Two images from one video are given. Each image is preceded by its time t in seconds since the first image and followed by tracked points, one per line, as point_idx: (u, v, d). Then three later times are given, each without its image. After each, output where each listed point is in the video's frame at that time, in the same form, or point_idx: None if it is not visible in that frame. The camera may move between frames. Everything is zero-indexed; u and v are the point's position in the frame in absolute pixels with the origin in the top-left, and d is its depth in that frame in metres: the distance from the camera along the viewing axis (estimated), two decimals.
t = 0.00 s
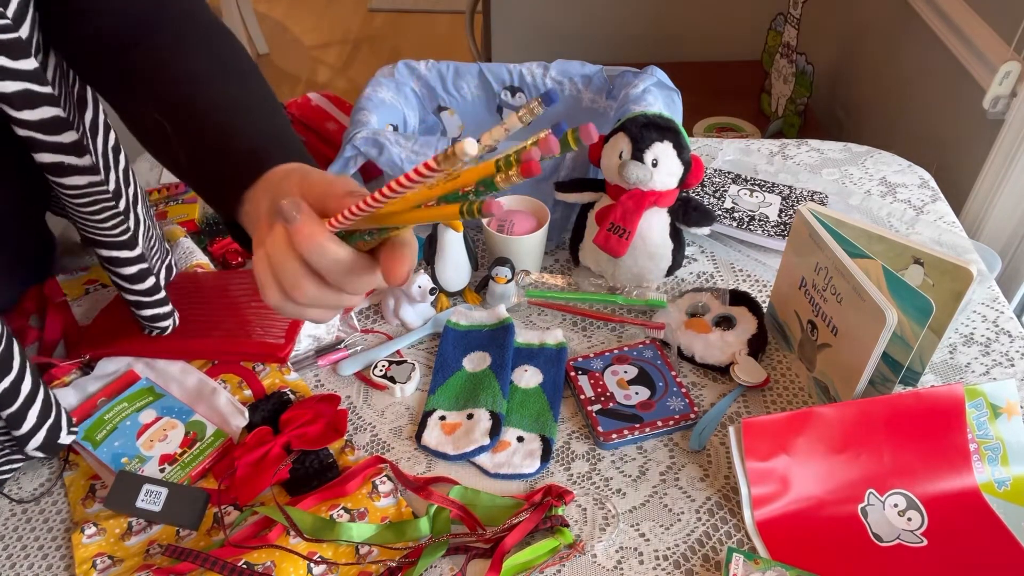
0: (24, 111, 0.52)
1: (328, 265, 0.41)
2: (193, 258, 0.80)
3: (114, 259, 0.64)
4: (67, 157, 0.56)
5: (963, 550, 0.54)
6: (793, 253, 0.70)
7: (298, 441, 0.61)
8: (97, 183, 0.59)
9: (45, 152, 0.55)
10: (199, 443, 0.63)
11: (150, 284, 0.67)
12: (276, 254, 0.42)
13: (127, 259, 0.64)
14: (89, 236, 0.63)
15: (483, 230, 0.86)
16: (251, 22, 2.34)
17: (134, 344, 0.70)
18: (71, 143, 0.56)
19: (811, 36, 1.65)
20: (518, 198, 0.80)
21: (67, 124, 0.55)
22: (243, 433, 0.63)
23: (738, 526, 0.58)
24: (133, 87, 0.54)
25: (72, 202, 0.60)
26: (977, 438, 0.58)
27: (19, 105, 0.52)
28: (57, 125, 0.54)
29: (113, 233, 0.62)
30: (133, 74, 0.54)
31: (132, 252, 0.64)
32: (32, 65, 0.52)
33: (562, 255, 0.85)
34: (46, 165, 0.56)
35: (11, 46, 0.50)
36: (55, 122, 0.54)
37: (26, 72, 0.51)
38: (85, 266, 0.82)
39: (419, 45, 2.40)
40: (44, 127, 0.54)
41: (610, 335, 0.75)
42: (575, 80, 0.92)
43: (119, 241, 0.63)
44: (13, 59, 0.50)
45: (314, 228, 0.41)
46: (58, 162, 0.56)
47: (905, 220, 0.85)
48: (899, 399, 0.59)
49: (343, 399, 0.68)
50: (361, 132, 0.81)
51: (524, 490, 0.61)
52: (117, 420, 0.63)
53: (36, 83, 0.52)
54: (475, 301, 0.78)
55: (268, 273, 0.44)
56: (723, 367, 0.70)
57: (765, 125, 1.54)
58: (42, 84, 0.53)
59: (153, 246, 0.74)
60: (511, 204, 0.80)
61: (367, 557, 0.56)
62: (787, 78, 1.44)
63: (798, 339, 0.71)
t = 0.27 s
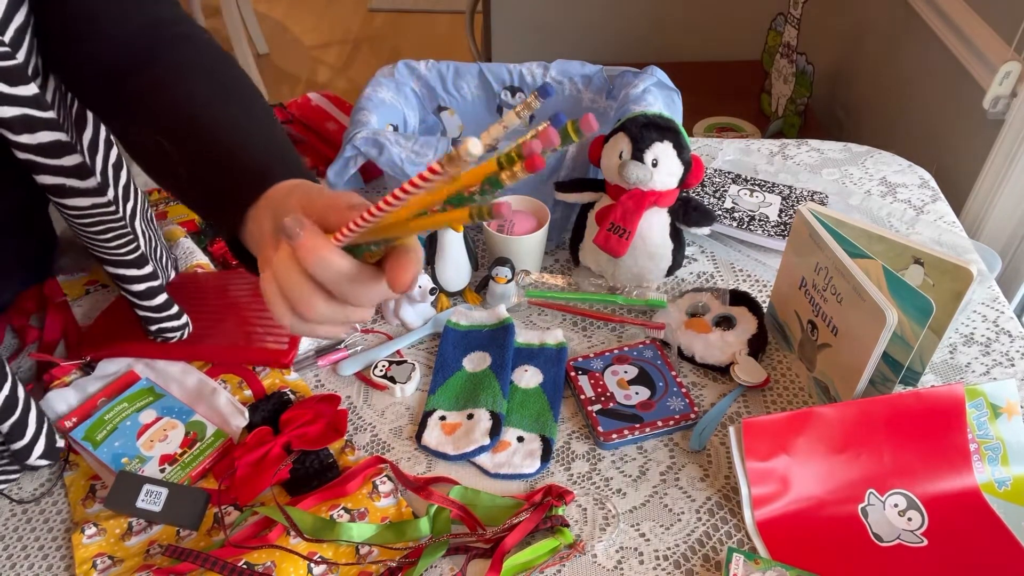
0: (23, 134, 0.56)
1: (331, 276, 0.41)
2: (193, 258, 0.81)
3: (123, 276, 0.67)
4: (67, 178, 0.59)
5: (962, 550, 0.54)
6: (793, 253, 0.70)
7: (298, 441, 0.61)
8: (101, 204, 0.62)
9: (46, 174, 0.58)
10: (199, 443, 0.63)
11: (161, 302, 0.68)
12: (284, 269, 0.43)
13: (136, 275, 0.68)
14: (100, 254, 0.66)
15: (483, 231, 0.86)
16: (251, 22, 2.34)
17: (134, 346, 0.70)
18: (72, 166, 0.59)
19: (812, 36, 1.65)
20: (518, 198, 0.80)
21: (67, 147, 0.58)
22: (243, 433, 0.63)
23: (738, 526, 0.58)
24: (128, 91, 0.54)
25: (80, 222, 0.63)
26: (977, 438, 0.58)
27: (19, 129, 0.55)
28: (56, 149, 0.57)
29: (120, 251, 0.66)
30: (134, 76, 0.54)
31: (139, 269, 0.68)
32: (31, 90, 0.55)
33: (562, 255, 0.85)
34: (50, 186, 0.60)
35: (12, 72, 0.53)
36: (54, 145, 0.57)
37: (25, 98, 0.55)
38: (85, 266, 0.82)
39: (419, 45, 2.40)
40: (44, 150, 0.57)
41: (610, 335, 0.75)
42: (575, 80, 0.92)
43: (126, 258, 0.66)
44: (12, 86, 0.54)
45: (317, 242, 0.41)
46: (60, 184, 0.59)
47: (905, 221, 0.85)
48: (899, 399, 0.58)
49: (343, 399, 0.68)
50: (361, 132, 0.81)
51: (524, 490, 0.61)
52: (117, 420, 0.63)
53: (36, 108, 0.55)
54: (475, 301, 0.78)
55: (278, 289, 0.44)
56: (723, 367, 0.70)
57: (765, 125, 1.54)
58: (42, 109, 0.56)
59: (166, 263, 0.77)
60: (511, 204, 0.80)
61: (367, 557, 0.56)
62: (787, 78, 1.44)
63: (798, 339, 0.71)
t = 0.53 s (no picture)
0: (20, 144, 0.57)
1: (378, 328, 0.41)
2: (193, 258, 0.82)
3: (125, 283, 0.68)
4: (64, 188, 0.61)
5: (963, 550, 0.54)
6: (793, 253, 0.70)
7: (298, 441, 0.61)
8: (98, 212, 0.64)
9: (42, 183, 0.60)
10: (199, 443, 0.63)
11: (162, 307, 0.68)
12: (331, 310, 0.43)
13: (137, 282, 0.68)
14: (102, 263, 0.68)
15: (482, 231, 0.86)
16: (251, 22, 2.34)
17: (134, 347, 0.70)
18: (69, 175, 0.60)
19: (811, 36, 1.65)
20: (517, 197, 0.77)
21: (64, 157, 0.59)
22: (243, 433, 0.63)
23: (738, 526, 0.58)
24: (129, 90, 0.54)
25: (80, 232, 0.65)
26: (977, 437, 0.58)
27: (16, 140, 0.57)
28: (53, 158, 0.59)
29: (119, 258, 0.67)
30: (134, 76, 0.54)
31: (140, 276, 0.68)
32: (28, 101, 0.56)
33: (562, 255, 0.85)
34: (49, 196, 0.61)
35: (8, 84, 0.55)
36: (51, 154, 0.59)
37: (20, 108, 0.56)
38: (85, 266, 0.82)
39: (419, 45, 2.40)
40: (41, 159, 0.59)
41: (610, 335, 0.75)
42: (575, 80, 0.92)
43: (126, 265, 0.67)
44: (9, 97, 0.55)
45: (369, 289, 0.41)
46: (57, 194, 0.61)
47: (905, 221, 0.85)
48: (899, 399, 0.58)
49: (343, 399, 0.68)
50: (361, 132, 0.81)
51: (524, 490, 0.61)
52: (117, 420, 0.63)
53: (31, 118, 0.56)
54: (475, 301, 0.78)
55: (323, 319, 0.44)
56: (723, 367, 0.70)
57: (765, 125, 1.54)
58: (39, 119, 0.57)
59: (170, 270, 0.78)
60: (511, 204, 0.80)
61: (367, 557, 0.56)
62: (787, 78, 1.44)
63: (798, 339, 0.71)
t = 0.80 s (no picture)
0: (20, 148, 0.58)
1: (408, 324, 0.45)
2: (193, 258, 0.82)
3: (125, 286, 0.69)
4: (64, 193, 0.62)
5: (963, 550, 0.54)
6: (793, 253, 0.70)
7: (298, 441, 0.61)
8: (98, 216, 0.65)
9: (43, 187, 0.62)
10: (199, 443, 0.63)
11: (162, 311, 0.68)
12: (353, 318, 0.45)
13: (137, 285, 0.69)
14: (104, 267, 0.69)
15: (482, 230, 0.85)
16: (251, 22, 2.34)
17: (134, 347, 0.70)
18: (69, 179, 0.62)
19: (812, 36, 1.65)
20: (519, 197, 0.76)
21: (64, 161, 0.61)
22: (243, 433, 0.63)
23: (738, 526, 0.58)
24: (129, 90, 0.54)
25: (80, 235, 0.66)
26: (977, 437, 0.58)
27: (17, 144, 0.58)
28: (54, 162, 0.60)
29: (119, 261, 0.68)
30: (134, 78, 0.54)
31: (140, 279, 0.69)
32: (29, 106, 0.56)
33: (562, 255, 0.85)
34: (49, 200, 0.63)
35: (9, 89, 0.55)
36: (51, 159, 0.60)
37: (20, 113, 0.56)
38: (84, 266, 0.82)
39: (419, 45, 2.40)
40: (42, 163, 0.60)
41: (610, 335, 0.75)
42: (575, 80, 0.92)
43: (126, 268, 0.68)
44: (9, 102, 0.55)
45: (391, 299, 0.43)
46: (57, 198, 0.63)
47: (905, 221, 0.85)
48: (899, 398, 0.58)
49: (343, 399, 0.68)
50: (361, 132, 0.80)
51: (524, 490, 0.61)
52: (117, 420, 0.63)
53: (31, 123, 0.57)
54: (475, 301, 0.78)
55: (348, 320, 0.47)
56: (723, 367, 0.70)
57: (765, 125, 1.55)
58: (40, 123, 0.58)
59: (168, 270, 0.78)
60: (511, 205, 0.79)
61: (367, 557, 0.56)
62: (787, 78, 1.44)
63: (798, 339, 0.71)
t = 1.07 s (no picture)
0: (22, 152, 0.58)
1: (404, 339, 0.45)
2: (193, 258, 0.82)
3: (126, 289, 0.69)
4: (65, 196, 0.63)
5: (963, 551, 0.54)
6: (793, 252, 0.70)
7: (298, 441, 0.61)
8: (99, 219, 0.66)
9: (44, 190, 0.62)
10: (199, 443, 0.63)
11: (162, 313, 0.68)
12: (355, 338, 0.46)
13: (138, 288, 0.69)
14: (105, 269, 0.69)
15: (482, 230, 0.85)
16: (251, 22, 2.34)
17: (134, 347, 0.70)
18: (70, 183, 0.62)
19: (811, 36, 1.65)
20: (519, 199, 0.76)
21: (65, 165, 0.61)
22: (243, 433, 0.63)
23: (738, 526, 0.58)
24: (130, 92, 0.54)
25: (82, 238, 0.66)
26: (977, 437, 0.58)
27: (17, 148, 0.58)
28: (54, 166, 0.60)
29: (120, 264, 0.68)
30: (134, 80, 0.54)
31: (140, 282, 0.69)
32: (30, 109, 0.56)
33: (562, 255, 0.85)
34: (50, 204, 0.63)
35: (10, 93, 0.55)
36: (52, 163, 0.60)
37: (21, 116, 0.56)
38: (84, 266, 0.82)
39: (419, 45, 2.40)
40: (43, 167, 0.60)
41: (610, 335, 0.75)
42: (575, 80, 0.92)
43: (126, 272, 0.68)
44: (10, 106, 0.55)
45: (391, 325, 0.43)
46: (58, 201, 0.63)
47: (905, 221, 0.85)
48: (899, 399, 0.58)
49: (343, 399, 0.68)
50: (361, 132, 0.80)
51: (524, 490, 0.61)
52: (116, 420, 0.63)
53: (32, 126, 0.57)
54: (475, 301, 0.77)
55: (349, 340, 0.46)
56: (723, 367, 0.70)
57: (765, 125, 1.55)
58: (41, 127, 0.58)
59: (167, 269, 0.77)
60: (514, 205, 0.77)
61: (367, 557, 0.56)
62: (787, 78, 1.44)
63: (798, 339, 0.71)
